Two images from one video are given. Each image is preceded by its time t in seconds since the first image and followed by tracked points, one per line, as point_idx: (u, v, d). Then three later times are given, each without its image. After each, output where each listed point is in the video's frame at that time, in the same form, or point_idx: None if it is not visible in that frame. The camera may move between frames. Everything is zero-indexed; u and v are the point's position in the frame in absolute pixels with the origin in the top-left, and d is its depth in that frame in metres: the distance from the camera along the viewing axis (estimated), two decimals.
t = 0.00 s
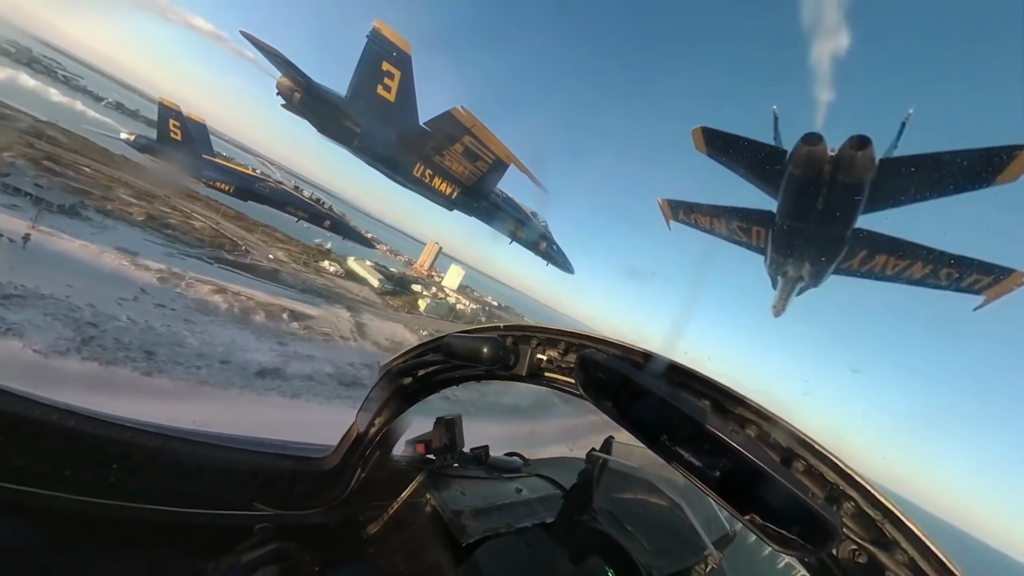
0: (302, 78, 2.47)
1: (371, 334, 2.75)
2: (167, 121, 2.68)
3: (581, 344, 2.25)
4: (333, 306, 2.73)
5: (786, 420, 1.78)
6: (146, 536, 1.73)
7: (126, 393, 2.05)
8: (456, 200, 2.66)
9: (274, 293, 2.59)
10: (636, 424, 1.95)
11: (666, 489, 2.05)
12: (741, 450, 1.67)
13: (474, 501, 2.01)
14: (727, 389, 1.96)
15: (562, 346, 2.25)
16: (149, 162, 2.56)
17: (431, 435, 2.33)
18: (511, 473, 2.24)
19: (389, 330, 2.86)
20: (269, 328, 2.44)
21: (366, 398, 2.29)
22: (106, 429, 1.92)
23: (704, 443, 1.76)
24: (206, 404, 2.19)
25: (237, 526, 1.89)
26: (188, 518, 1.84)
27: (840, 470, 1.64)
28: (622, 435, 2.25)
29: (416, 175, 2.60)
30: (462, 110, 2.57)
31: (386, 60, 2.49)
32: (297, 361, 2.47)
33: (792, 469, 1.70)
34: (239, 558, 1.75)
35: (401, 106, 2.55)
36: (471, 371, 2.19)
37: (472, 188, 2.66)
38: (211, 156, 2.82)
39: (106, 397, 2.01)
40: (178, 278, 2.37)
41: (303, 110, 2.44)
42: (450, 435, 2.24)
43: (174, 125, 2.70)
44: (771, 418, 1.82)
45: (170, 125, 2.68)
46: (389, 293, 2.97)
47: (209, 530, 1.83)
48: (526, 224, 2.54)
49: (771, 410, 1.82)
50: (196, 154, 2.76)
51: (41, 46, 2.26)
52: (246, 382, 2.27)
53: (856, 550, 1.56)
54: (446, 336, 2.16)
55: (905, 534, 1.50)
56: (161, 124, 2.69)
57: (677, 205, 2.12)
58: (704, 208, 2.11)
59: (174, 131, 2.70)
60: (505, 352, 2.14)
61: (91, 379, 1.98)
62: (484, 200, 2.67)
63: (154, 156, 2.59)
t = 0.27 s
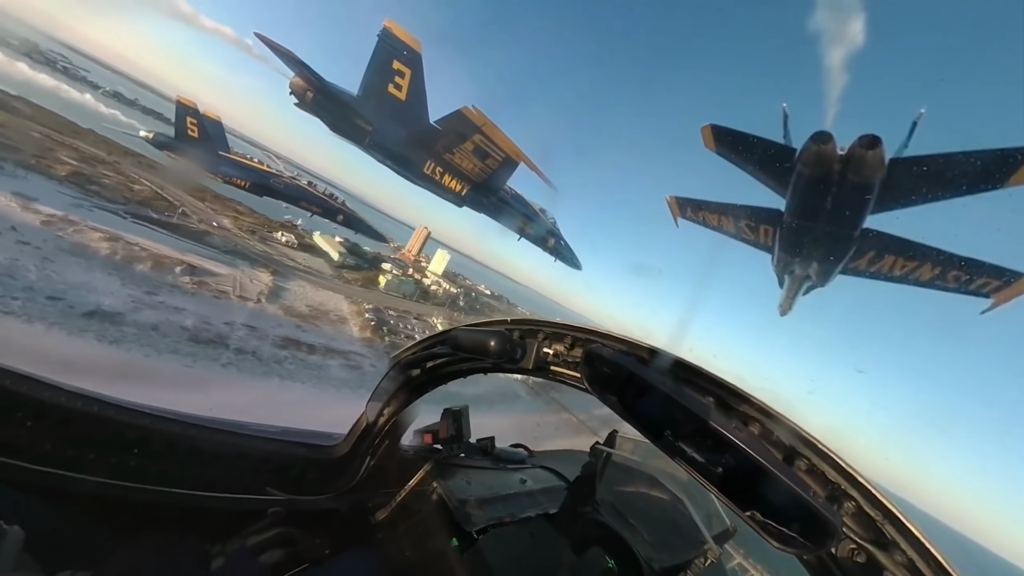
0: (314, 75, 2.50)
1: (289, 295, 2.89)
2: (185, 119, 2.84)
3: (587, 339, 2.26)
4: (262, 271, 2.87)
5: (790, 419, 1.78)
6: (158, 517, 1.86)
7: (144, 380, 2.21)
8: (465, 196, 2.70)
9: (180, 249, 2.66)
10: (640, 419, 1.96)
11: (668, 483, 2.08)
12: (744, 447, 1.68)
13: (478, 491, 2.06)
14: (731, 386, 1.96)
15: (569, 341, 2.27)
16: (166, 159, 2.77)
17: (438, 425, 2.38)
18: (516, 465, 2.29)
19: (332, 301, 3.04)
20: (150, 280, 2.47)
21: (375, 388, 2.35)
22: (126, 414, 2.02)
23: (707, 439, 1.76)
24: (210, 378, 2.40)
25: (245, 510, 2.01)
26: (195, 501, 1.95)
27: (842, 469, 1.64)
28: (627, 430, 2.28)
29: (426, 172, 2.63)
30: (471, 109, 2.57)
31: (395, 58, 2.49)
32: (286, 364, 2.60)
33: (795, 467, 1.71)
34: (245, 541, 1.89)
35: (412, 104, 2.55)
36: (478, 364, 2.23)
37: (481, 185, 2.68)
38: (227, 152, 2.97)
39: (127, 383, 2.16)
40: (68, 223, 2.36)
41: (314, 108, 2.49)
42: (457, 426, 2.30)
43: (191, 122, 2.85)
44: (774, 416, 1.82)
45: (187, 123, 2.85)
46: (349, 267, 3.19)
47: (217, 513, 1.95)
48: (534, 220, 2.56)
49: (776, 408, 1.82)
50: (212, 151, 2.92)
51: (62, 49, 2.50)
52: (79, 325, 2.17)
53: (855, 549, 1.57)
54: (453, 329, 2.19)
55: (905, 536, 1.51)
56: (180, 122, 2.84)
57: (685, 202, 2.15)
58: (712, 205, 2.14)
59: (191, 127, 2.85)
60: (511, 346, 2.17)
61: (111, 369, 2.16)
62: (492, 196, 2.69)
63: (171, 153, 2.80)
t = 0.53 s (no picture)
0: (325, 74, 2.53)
1: (198, 253, 2.42)
2: (199, 115, 2.52)
3: (592, 335, 2.27)
4: (173, 230, 2.41)
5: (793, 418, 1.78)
6: (176, 501, 1.98)
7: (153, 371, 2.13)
8: (473, 193, 2.72)
9: (82, 201, 2.23)
10: (643, 415, 1.96)
11: (670, 478, 2.10)
12: (746, 445, 1.68)
13: (483, 483, 2.10)
14: (735, 384, 1.96)
15: (574, 336, 2.28)
16: (180, 156, 2.48)
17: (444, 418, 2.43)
18: (520, 458, 2.34)
19: (247, 263, 2.51)
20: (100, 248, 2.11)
21: (383, 381, 2.39)
22: (144, 404, 2.07)
23: (710, 436, 1.77)
24: (193, 365, 2.20)
25: (259, 496, 2.13)
26: (213, 488, 2.07)
27: (845, 470, 1.64)
28: (631, 425, 2.29)
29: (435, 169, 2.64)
30: (481, 108, 2.57)
31: (406, 57, 2.50)
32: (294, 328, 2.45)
33: (796, 466, 1.71)
34: (251, 527, 1.98)
35: (421, 103, 2.57)
36: (484, 358, 2.26)
37: (488, 182, 2.67)
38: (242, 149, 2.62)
39: (135, 372, 2.10)
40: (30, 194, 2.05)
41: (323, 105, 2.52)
42: (463, 418, 2.35)
43: (206, 119, 2.53)
44: (777, 415, 1.82)
45: (201, 120, 2.53)
46: (302, 240, 2.64)
47: (232, 499, 2.08)
48: (541, 216, 2.56)
49: (779, 407, 1.82)
50: (225, 146, 2.56)
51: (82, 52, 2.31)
52: (5, 280, 1.92)
53: (854, 549, 1.57)
54: (461, 323, 2.22)
55: (906, 537, 1.51)
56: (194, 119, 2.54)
57: (692, 200, 2.17)
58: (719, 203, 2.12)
59: (206, 126, 2.54)
60: (517, 340, 2.20)
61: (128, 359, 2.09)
62: (501, 193, 2.64)
63: (187, 150, 2.50)
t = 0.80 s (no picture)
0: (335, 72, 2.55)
1: (102, 207, 2.13)
2: (210, 112, 2.42)
3: (596, 331, 2.27)
4: (85, 183, 2.14)
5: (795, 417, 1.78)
6: (188, 490, 2.06)
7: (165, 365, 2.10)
8: (480, 190, 2.72)
9: None
10: (646, 412, 1.95)
11: (672, 475, 2.12)
12: (748, 443, 1.68)
13: (486, 476, 2.13)
14: (738, 382, 1.95)
15: (578, 332, 2.29)
16: (192, 152, 2.36)
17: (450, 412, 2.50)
18: (523, 452, 2.37)
19: (157, 220, 2.22)
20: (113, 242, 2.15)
21: (389, 375, 2.42)
22: (158, 397, 2.13)
23: (712, 434, 1.76)
24: (167, 348, 2.10)
25: (269, 486, 2.20)
26: (224, 478, 2.15)
27: (846, 469, 1.64)
28: (633, 422, 2.30)
29: (442, 166, 2.65)
30: (490, 105, 2.57)
31: (416, 56, 2.52)
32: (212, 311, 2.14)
33: (797, 465, 1.71)
34: (257, 516, 2.04)
35: (429, 99, 2.61)
36: (489, 353, 2.28)
37: (496, 178, 2.69)
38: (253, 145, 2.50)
39: (149, 365, 2.08)
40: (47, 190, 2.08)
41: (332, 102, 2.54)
42: (467, 412, 2.45)
43: (217, 115, 2.42)
44: (781, 414, 1.81)
45: (212, 116, 2.43)
46: (245, 209, 2.34)
47: (242, 489, 2.15)
48: (547, 213, 2.56)
49: (781, 406, 1.81)
50: (237, 142, 2.44)
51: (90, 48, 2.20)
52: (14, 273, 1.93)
53: (853, 548, 1.58)
54: (466, 319, 2.24)
55: (905, 538, 1.51)
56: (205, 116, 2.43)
57: (697, 198, 2.25)
58: (724, 201, 2.18)
59: (217, 122, 2.42)
60: (522, 336, 2.22)
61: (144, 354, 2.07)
62: (507, 190, 2.67)
63: (198, 146, 2.37)
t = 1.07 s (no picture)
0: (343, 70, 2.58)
1: (12, 159, 2.07)
2: (221, 107, 2.41)
3: (600, 328, 2.28)
4: None
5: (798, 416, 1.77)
6: (200, 482, 2.13)
7: (167, 359, 2.16)
8: (487, 186, 2.70)
9: None
10: (648, 409, 1.94)
11: (673, 473, 2.13)
12: (749, 441, 1.67)
13: (489, 470, 2.16)
14: (741, 381, 1.95)
15: (583, 329, 2.29)
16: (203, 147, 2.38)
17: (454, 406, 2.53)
18: (526, 447, 2.40)
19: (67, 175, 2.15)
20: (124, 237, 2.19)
21: (394, 369, 2.46)
22: (169, 388, 2.19)
23: (713, 431, 1.76)
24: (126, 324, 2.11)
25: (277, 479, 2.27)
26: (235, 470, 2.23)
27: (847, 470, 1.65)
28: (635, 419, 2.32)
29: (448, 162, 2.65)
30: (499, 101, 2.59)
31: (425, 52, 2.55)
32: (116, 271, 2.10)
33: (798, 464, 1.70)
34: (269, 507, 2.10)
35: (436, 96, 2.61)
36: (493, 350, 2.30)
37: (502, 175, 2.65)
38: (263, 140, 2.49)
39: (156, 360, 2.15)
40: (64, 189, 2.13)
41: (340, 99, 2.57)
42: (472, 407, 2.46)
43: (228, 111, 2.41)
44: (782, 414, 1.81)
45: (224, 111, 2.42)
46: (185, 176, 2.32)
47: (252, 480, 2.23)
48: (552, 210, 2.57)
49: (784, 405, 1.81)
50: (247, 138, 2.44)
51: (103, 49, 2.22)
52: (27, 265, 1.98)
53: (853, 548, 1.58)
54: (471, 315, 2.26)
55: (905, 538, 1.52)
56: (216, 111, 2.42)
57: (702, 196, 2.27)
58: (729, 198, 2.20)
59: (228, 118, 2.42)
60: (526, 333, 2.23)
61: (150, 348, 2.14)
62: (513, 186, 2.68)
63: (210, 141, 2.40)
